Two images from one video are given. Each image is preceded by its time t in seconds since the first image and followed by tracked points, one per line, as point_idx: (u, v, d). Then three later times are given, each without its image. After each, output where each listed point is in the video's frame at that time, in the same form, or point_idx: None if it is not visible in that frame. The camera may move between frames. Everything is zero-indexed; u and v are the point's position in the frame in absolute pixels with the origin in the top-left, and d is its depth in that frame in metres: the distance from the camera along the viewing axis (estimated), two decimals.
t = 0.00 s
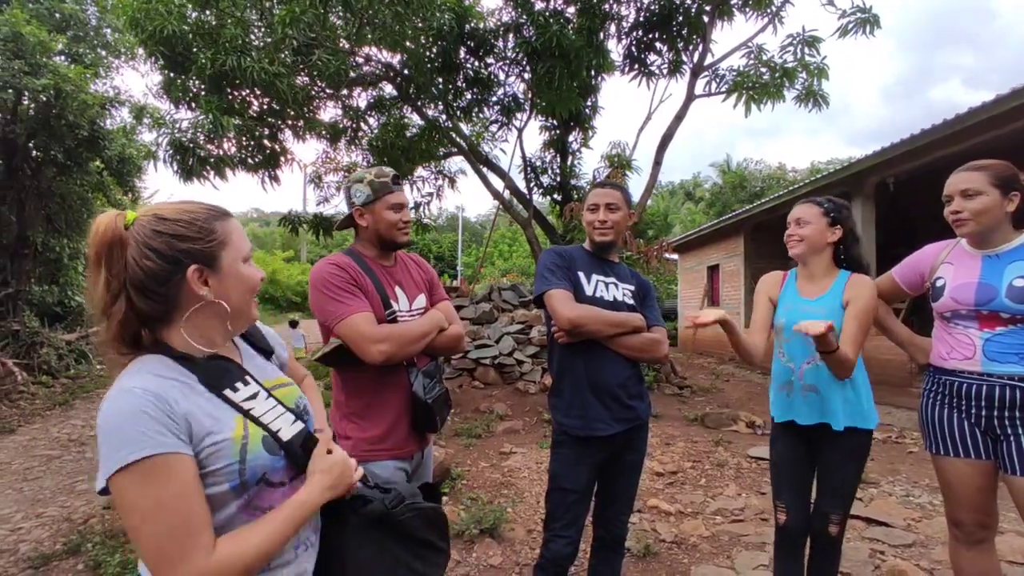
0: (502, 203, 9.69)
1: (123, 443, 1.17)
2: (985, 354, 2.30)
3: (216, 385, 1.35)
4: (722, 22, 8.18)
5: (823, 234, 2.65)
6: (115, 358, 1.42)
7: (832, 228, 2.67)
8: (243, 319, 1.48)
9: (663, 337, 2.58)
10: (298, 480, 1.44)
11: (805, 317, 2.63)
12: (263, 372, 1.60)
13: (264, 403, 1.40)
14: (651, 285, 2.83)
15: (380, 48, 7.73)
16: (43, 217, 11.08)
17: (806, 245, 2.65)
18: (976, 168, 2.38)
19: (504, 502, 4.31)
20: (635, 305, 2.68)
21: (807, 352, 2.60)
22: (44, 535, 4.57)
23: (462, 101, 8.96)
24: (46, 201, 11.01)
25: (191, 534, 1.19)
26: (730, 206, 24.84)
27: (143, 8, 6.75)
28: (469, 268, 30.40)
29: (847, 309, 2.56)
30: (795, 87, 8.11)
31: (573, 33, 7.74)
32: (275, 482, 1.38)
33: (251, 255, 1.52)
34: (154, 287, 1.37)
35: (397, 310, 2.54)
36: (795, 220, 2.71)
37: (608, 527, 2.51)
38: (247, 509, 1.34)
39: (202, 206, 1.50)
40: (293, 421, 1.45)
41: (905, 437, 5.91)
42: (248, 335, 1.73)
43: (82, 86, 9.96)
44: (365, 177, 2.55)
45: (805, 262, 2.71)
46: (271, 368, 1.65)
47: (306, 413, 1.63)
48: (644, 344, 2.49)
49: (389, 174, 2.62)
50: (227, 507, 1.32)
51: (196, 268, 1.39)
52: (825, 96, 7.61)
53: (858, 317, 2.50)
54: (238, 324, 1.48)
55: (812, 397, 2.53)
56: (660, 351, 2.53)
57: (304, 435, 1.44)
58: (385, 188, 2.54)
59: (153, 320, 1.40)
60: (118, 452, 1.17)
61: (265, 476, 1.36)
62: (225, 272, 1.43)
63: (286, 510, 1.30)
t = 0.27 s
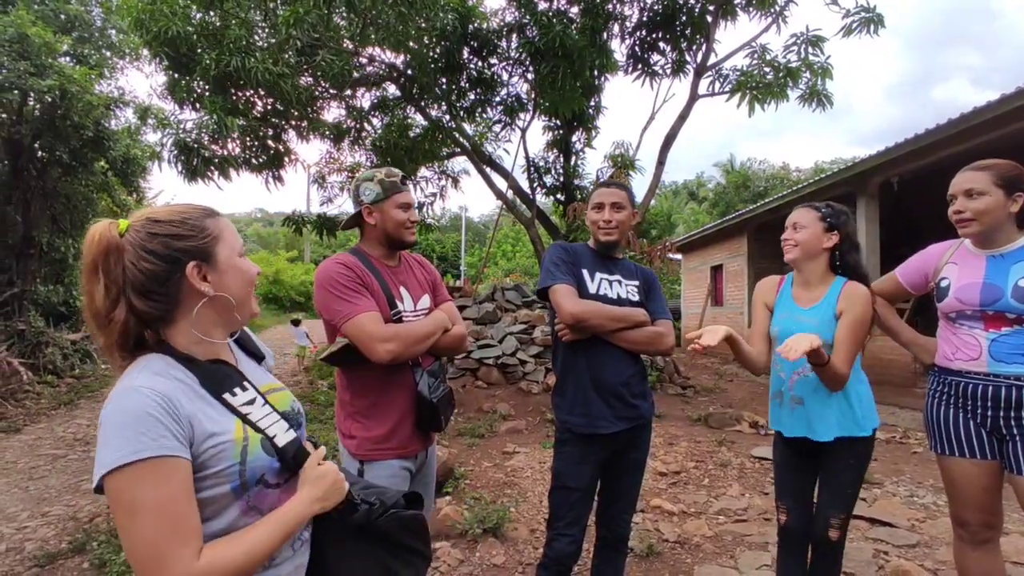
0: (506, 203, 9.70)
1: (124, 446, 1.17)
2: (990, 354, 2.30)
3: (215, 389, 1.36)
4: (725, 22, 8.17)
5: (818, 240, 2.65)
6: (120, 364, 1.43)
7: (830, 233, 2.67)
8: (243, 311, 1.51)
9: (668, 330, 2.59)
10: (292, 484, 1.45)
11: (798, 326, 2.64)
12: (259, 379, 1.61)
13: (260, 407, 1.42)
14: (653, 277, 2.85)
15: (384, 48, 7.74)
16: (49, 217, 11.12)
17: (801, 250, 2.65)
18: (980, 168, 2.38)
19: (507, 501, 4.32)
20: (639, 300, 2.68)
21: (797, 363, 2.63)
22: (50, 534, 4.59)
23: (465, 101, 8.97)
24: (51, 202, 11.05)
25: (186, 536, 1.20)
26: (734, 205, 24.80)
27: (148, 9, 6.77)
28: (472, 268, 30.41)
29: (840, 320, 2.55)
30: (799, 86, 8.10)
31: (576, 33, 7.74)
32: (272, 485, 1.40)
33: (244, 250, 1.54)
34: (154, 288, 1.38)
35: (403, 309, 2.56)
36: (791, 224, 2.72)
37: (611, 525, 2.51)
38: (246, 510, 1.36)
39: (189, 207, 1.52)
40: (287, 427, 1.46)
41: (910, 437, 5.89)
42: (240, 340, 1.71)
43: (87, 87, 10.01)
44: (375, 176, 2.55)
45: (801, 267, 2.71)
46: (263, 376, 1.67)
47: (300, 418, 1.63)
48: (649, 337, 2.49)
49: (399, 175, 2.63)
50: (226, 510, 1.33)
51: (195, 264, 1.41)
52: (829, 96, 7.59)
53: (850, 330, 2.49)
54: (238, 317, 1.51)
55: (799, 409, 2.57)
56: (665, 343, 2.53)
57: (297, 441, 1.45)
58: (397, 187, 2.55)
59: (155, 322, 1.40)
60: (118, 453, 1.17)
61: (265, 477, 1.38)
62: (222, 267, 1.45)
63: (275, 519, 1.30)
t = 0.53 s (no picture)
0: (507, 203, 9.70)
1: (121, 447, 1.16)
2: (993, 353, 2.30)
3: (211, 390, 1.35)
4: (726, 21, 8.16)
5: (818, 237, 2.65)
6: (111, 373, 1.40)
7: (831, 230, 2.67)
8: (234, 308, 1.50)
9: (669, 329, 2.58)
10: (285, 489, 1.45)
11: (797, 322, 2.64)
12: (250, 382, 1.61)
13: (255, 409, 1.41)
14: (655, 277, 2.84)
15: (386, 48, 7.75)
16: (51, 217, 11.15)
17: (802, 247, 2.66)
18: (985, 166, 2.38)
19: (509, 500, 4.32)
20: (640, 300, 2.68)
21: (795, 359, 2.63)
22: (52, 533, 4.61)
23: (466, 100, 8.98)
24: (53, 202, 11.09)
25: (182, 539, 1.19)
26: (736, 205, 24.79)
27: (149, 9, 6.78)
28: (473, 268, 30.42)
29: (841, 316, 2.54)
30: (800, 86, 8.09)
31: (577, 32, 7.74)
32: (266, 490, 1.39)
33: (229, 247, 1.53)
34: (141, 290, 1.36)
35: (405, 308, 2.56)
36: (791, 221, 2.72)
37: (611, 524, 2.52)
38: (240, 514, 1.35)
39: (167, 206, 1.50)
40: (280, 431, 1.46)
41: (911, 437, 5.88)
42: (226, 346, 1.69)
43: (88, 87, 10.04)
44: (380, 174, 2.55)
45: (801, 265, 2.72)
46: (254, 380, 1.65)
47: (289, 422, 1.62)
48: (648, 336, 2.49)
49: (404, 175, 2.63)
50: (221, 515, 1.33)
51: (181, 263, 1.39)
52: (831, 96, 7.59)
53: (850, 325, 2.49)
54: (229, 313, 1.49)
55: (795, 404, 2.57)
56: (666, 341, 2.53)
57: (289, 445, 1.45)
58: (402, 186, 2.56)
59: (144, 325, 1.38)
60: (115, 455, 1.15)
61: (260, 482, 1.38)
62: (207, 262, 1.44)
63: (270, 520, 1.30)
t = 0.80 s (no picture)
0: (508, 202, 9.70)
1: (101, 455, 1.12)
2: (996, 352, 2.29)
3: (197, 393, 1.31)
4: (728, 20, 8.15)
5: (819, 233, 2.65)
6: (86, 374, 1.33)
7: (832, 229, 2.66)
8: (222, 309, 1.45)
9: (672, 328, 2.58)
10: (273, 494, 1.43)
11: (799, 321, 2.61)
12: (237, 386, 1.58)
13: (242, 413, 1.38)
14: (658, 276, 2.84)
15: (386, 48, 7.74)
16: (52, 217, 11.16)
17: (803, 244, 2.65)
18: (992, 164, 2.38)
19: (510, 500, 4.31)
20: (643, 300, 2.67)
21: (798, 358, 2.61)
22: (52, 532, 4.61)
23: (467, 100, 8.97)
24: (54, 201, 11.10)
25: (164, 549, 1.16)
26: (736, 204, 24.78)
27: (150, 9, 6.78)
28: (474, 267, 30.43)
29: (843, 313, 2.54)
30: (801, 85, 8.08)
31: (578, 32, 7.73)
32: (253, 496, 1.37)
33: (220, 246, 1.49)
34: (126, 286, 1.31)
35: (406, 308, 2.56)
36: (793, 217, 2.72)
37: (612, 524, 2.51)
38: (225, 522, 1.33)
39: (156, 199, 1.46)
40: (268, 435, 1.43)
41: (913, 437, 5.87)
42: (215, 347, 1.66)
43: (89, 87, 10.06)
44: (381, 173, 2.55)
45: (800, 262, 2.71)
46: (241, 383, 1.63)
47: (279, 425, 1.60)
48: (651, 336, 2.48)
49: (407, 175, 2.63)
50: (205, 523, 1.30)
51: (170, 259, 1.35)
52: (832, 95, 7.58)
53: (853, 322, 2.49)
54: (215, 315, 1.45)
55: (800, 404, 2.54)
56: (669, 342, 2.52)
57: (278, 449, 1.42)
58: (403, 185, 2.56)
59: (129, 323, 1.33)
60: (95, 462, 1.11)
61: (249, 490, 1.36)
62: (198, 261, 1.40)
63: (258, 527, 1.29)
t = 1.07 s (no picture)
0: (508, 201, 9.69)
1: (72, 452, 1.11)
2: (998, 347, 2.28)
3: (176, 385, 1.29)
4: (728, 18, 8.13)
5: (812, 228, 2.64)
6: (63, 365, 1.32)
7: (825, 222, 2.67)
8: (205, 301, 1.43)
9: (672, 326, 2.56)
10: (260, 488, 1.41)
11: (799, 317, 2.59)
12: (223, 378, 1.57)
13: (225, 405, 1.36)
14: (658, 273, 2.81)
15: (386, 46, 7.74)
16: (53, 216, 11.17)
17: (796, 239, 2.64)
18: (995, 158, 2.36)
19: (509, 498, 4.29)
20: (643, 296, 2.65)
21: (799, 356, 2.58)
22: (51, 530, 4.61)
23: (468, 98, 8.97)
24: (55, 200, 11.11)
25: (140, 545, 1.15)
26: (738, 203, 24.76)
27: (150, 7, 6.77)
28: (475, 267, 30.42)
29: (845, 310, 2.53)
30: (802, 83, 8.06)
31: (579, 30, 7.72)
32: (237, 490, 1.35)
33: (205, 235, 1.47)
34: (105, 276, 1.29)
35: (405, 302, 2.55)
36: (785, 213, 2.72)
37: (611, 521, 2.49)
38: (209, 517, 1.32)
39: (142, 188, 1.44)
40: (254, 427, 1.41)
41: (914, 435, 5.85)
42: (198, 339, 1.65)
43: (90, 86, 10.07)
44: (378, 167, 2.55)
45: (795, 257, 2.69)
46: (224, 374, 1.61)
47: (265, 419, 1.59)
48: (651, 334, 2.47)
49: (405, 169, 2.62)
50: (188, 517, 1.29)
51: (151, 250, 1.33)
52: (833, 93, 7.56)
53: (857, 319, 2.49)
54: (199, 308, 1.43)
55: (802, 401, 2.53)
56: (668, 340, 2.51)
57: (264, 442, 1.41)
58: (400, 179, 2.55)
59: (108, 315, 1.31)
60: (67, 458, 1.10)
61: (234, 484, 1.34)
62: (180, 253, 1.38)
63: (242, 523, 1.28)
